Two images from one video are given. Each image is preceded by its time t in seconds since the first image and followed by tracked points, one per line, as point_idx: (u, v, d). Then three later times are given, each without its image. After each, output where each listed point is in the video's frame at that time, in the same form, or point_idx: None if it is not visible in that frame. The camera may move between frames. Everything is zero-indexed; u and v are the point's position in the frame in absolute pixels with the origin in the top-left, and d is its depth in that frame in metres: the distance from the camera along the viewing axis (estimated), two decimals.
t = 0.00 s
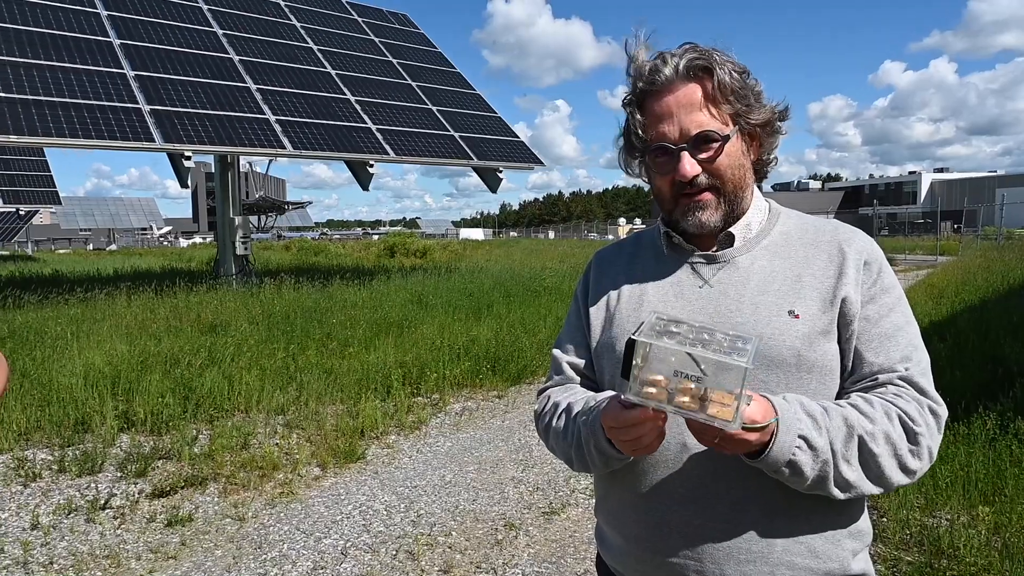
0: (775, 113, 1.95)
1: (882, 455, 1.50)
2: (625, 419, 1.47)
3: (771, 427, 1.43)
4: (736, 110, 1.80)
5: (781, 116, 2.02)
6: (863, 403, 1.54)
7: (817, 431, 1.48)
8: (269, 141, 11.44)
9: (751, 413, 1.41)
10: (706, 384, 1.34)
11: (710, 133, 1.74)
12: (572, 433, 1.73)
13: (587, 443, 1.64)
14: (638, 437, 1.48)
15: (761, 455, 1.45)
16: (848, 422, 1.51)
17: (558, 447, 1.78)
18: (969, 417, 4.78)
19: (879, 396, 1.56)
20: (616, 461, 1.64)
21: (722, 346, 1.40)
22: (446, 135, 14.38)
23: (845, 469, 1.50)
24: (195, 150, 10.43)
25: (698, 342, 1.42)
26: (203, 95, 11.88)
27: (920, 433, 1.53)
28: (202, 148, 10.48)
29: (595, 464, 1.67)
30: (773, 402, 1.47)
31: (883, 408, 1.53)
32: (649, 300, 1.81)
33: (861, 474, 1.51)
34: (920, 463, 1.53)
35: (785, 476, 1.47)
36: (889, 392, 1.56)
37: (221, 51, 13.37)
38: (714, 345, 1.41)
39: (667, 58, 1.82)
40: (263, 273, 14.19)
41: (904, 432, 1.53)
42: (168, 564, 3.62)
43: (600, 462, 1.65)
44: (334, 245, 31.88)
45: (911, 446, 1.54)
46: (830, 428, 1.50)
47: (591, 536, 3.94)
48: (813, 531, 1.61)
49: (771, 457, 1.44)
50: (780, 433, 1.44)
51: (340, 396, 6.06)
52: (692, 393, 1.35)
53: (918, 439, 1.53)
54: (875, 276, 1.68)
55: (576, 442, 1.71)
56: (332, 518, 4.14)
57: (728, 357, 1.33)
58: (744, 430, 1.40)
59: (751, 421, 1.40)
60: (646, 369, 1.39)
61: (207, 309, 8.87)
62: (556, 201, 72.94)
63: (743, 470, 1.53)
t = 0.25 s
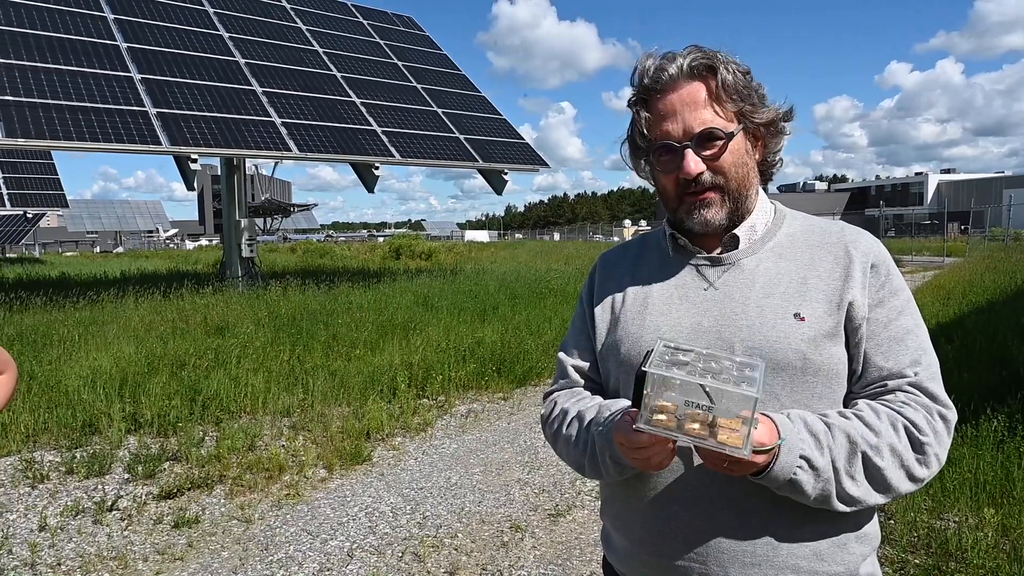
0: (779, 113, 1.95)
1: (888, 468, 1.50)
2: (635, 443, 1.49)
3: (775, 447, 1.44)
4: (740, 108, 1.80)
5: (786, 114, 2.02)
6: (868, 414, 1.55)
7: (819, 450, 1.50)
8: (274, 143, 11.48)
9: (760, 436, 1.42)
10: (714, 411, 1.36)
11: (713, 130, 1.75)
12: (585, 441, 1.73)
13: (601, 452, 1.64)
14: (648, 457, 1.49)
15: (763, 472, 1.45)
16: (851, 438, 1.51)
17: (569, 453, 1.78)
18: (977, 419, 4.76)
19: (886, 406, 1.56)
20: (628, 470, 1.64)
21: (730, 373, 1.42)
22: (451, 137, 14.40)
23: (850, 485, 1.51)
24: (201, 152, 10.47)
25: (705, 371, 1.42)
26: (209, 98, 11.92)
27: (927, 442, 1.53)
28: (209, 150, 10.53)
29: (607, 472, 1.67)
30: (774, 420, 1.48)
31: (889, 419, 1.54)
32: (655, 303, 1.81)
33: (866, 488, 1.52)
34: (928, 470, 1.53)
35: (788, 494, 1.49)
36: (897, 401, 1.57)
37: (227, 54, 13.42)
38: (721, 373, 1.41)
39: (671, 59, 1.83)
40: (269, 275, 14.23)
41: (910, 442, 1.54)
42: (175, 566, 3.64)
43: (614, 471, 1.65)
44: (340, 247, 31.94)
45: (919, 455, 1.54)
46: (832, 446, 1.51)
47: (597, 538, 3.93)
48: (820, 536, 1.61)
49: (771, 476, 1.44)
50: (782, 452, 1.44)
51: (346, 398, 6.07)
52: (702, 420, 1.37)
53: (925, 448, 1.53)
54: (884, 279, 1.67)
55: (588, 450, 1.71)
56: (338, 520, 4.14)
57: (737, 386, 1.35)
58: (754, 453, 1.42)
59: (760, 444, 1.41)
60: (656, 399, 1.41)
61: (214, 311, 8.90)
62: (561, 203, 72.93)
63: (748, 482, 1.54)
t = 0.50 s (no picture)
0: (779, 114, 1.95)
1: (886, 470, 1.50)
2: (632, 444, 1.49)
3: (772, 447, 1.44)
4: (738, 109, 1.81)
5: (785, 115, 2.02)
6: (868, 415, 1.55)
7: (817, 452, 1.50)
8: (275, 144, 11.48)
9: (756, 436, 1.42)
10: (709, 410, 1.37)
11: (711, 131, 1.75)
12: (586, 443, 1.73)
13: (602, 454, 1.65)
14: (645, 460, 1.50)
15: (760, 472, 1.46)
16: (849, 439, 1.52)
17: (569, 454, 1.79)
18: (977, 420, 4.76)
19: (886, 407, 1.57)
20: (628, 471, 1.65)
21: (725, 372, 1.43)
22: (451, 139, 14.41)
23: (848, 486, 1.51)
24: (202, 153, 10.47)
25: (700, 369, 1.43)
26: (209, 99, 11.93)
27: (926, 444, 1.53)
28: (210, 151, 10.53)
29: (607, 473, 1.67)
30: (772, 422, 1.49)
31: (888, 421, 1.54)
32: (656, 305, 1.81)
33: (864, 491, 1.52)
34: (928, 473, 1.53)
35: (784, 495, 1.49)
36: (896, 402, 1.57)
37: (227, 56, 13.43)
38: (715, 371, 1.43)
39: (670, 59, 1.83)
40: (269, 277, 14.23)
41: (909, 443, 1.54)
42: (175, 567, 3.63)
43: (614, 472, 1.66)
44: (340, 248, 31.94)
45: (918, 457, 1.54)
46: (830, 447, 1.51)
47: (598, 539, 3.93)
48: (820, 538, 1.61)
49: (768, 476, 1.45)
50: (779, 454, 1.45)
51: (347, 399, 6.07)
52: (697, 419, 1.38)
53: (924, 450, 1.53)
54: (884, 279, 1.67)
55: (588, 451, 1.72)
56: (338, 521, 4.14)
57: (730, 382, 1.36)
58: (750, 453, 1.42)
59: (756, 444, 1.42)
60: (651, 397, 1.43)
61: (215, 312, 8.91)
62: (561, 204, 72.92)
63: (746, 483, 1.54)
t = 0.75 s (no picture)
0: (776, 114, 1.96)
1: (883, 469, 1.51)
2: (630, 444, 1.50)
3: (770, 447, 1.45)
4: (735, 110, 1.81)
5: (783, 116, 2.03)
6: (866, 414, 1.55)
7: (814, 451, 1.50)
8: (275, 144, 11.49)
9: (753, 436, 1.43)
10: (706, 411, 1.38)
11: (707, 132, 1.76)
12: (586, 443, 1.74)
13: (602, 454, 1.65)
14: (643, 459, 1.50)
15: (758, 472, 1.46)
16: (847, 438, 1.52)
17: (569, 454, 1.79)
18: (977, 420, 4.77)
19: (883, 406, 1.57)
20: (627, 471, 1.65)
21: (722, 372, 1.43)
22: (451, 139, 14.42)
23: (845, 485, 1.51)
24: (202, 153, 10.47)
25: (698, 369, 1.44)
26: (210, 99, 11.93)
27: (924, 442, 1.53)
28: (210, 151, 10.54)
29: (607, 473, 1.68)
30: (770, 421, 1.50)
31: (886, 420, 1.54)
32: (655, 306, 1.82)
33: (862, 489, 1.53)
34: (926, 471, 1.53)
35: (782, 494, 1.50)
36: (894, 401, 1.57)
37: (228, 55, 13.44)
38: (713, 371, 1.44)
39: (667, 61, 1.84)
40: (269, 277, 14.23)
41: (907, 442, 1.54)
42: (175, 567, 3.64)
43: (613, 471, 1.66)
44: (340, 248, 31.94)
45: (916, 456, 1.54)
46: (827, 447, 1.51)
47: (598, 539, 3.94)
48: (819, 536, 1.62)
49: (765, 475, 1.46)
50: (776, 453, 1.45)
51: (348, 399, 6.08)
52: (694, 419, 1.39)
53: (922, 448, 1.53)
54: (881, 279, 1.68)
55: (589, 450, 1.72)
56: (338, 521, 4.15)
57: (727, 383, 1.36)
58: (748, 453, 1.42)
59: (753, 443, 1.42)
60: (650, 397, 1.43)
61: (215, 312, 8.91)
62: (562, 204, 72.92)
63: (744, 482, 1.55)
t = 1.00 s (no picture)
0: (772, 115, 1.96)
1: (880, 467, 1.51)
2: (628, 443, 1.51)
3: (767, 445, 1.45)
4: (730, 112, 1.81)
5: (779, 117, 2.03)
6: (862, 413, 1.56)
7: (811, 450, 1.51)
8: (274, 144, 11.48)
9: (750, 434, 1.43)
10: (703, 408, 1.38)
11: (703, 134, 1.76)
12: (584, 444, 1.74)
13: (599, 456, 1.65)
14: (642, 460, 1.50)
15: (754, 471, 1.46)
16: (843, 437, 1.52)
17: (568, 455, 1.80)
18: (976, 420, 4.77)
19: (880, 405, 1.57)
20: (626, 471, 1.65)
21: (718, 369, 1.44)
22: (451, 139, 14.42)
23: (842, 484, 1.52)
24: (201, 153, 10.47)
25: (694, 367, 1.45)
26: (209, 99, 11.93)
27: (920, 441, 1.53)
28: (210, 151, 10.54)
29: (605, 474, 1.68)
30: (766, 421, 1.50)
31: (882, 419, 1.54)
32: (653, 306, 1.82)
33: (859, 488, 1.53)
34: (922, 470, 1.54)
35: (778, 494, 1.50)
36: (890, 400, 1.57)
37: (227, 55, 13.44)
38: (709, 368, 1.44)
39: (664, 63, 1.84)
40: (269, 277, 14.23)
41: (903, 441, 1.54)
42: (174, 568, 3.64)
43: (611, 473, 1.66)
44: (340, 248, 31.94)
45: (913, 454, 1.54)
46: (824, 446, 1.52)
47: (597, 539, 3.94)
48: (817, 535, 1.62)
49: (762, 474, 1.46)
50: (773, 453, 1.46)
51: (347, 399, 6.08)
52: (692, 417, 1.39)
53: (918, 447, 1.53)
54: (877, 279, 1.68)
55: (588, 452, 1.72)
56: (337, 522, 4.15)
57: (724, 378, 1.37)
58: (745, 452, 1.43)
59: (750, 441, 1.43)
60: (647, 395, 1.44)
61: (215, 312, 8.91)
62: (562, 204, 72.93)
63: (741, 481, 1.55)
